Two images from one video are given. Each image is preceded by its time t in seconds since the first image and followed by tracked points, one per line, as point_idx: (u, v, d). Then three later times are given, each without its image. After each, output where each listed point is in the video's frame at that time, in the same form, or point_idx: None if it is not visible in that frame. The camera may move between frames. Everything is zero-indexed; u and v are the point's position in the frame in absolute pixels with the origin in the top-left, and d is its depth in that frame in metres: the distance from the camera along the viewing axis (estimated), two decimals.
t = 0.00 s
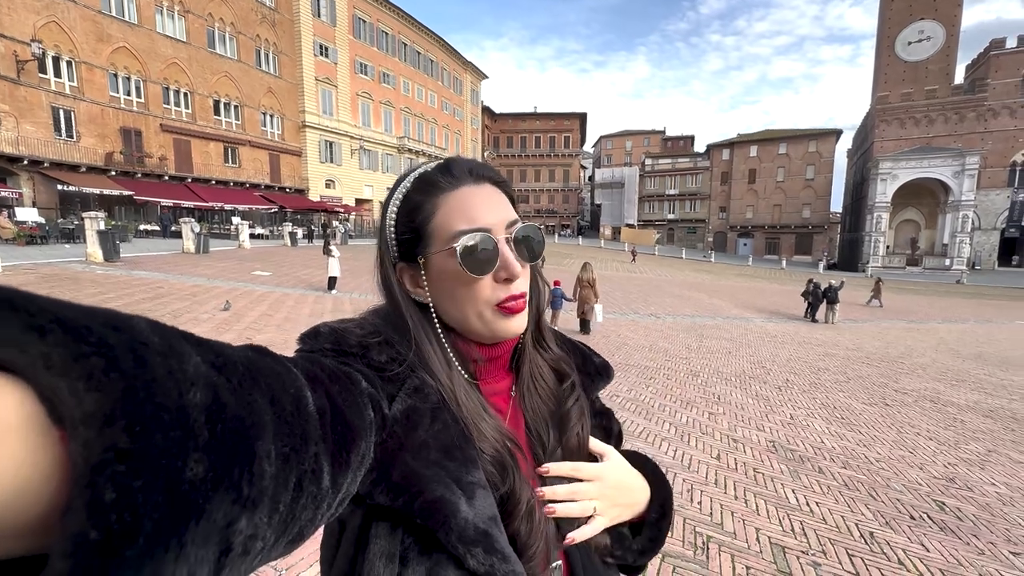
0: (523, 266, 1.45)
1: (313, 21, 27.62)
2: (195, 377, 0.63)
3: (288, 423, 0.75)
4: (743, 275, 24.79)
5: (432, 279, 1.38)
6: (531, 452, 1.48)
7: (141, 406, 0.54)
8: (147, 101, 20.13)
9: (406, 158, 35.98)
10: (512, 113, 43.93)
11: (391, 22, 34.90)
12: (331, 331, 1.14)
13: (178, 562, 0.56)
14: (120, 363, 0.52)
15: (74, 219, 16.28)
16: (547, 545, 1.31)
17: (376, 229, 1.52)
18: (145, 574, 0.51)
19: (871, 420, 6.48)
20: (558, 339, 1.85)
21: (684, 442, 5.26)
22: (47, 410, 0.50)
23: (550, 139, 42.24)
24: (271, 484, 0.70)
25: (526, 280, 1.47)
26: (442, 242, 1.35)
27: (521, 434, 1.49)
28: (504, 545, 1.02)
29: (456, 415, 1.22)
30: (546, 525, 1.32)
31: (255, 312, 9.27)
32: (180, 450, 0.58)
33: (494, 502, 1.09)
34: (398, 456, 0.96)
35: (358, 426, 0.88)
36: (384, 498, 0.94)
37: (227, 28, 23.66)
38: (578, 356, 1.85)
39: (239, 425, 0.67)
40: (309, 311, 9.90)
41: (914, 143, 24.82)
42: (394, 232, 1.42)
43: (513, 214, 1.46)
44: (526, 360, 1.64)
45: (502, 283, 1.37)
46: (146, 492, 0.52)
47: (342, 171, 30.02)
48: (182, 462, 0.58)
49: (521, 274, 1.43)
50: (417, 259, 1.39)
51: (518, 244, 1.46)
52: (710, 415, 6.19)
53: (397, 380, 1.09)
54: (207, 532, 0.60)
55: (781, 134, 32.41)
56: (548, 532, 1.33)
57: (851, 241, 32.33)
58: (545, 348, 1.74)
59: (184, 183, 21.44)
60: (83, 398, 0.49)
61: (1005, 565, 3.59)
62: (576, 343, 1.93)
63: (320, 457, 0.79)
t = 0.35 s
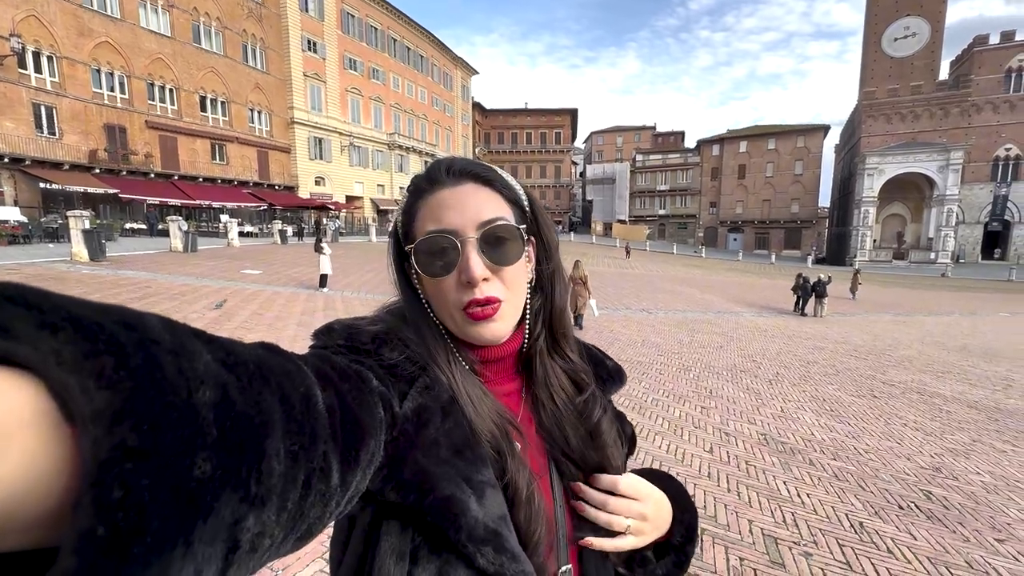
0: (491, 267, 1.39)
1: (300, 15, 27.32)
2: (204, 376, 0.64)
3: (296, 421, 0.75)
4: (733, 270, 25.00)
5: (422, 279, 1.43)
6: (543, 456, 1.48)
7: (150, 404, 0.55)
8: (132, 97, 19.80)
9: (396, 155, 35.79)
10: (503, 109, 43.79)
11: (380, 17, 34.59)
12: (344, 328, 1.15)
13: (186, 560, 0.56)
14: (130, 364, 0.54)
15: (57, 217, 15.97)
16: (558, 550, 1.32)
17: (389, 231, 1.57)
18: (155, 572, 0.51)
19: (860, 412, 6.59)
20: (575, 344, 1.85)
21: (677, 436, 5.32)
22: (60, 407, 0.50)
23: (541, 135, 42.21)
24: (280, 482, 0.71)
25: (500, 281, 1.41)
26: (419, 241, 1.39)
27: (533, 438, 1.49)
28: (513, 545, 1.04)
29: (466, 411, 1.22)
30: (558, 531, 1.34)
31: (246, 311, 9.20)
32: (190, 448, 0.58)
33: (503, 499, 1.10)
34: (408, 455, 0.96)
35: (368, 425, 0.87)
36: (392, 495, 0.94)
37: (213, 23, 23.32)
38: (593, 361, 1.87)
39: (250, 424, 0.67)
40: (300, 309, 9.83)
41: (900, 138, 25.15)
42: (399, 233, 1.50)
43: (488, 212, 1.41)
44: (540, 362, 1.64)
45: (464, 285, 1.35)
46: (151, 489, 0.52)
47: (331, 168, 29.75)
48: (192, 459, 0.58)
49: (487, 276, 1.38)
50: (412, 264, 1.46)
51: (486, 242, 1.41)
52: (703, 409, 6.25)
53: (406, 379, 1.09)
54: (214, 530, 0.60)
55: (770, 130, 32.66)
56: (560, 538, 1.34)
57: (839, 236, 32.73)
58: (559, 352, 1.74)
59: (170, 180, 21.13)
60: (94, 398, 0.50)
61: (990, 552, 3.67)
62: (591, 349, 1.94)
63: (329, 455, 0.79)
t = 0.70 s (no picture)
0: (489, 271, 1.38)
1: (287, 13, 27.05)
2: (199, 381, 0.64)
3: (293, 425, 0.75)
4: (723, 266, 25.18)
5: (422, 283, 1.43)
6: (546, 464, 1.48)
7: (143, 409, 0.54)
8: (115, 96, 19.46)
9: (386, 154, 35.62)
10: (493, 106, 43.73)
11: (368, 15, 34.37)
12: (345, 329, 1.15)
13: (175, 569, 0.55)
14: (124, 368, 0.53)
15: (39, 219, 15.67)
16: (558, 557, 1.33)
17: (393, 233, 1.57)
18: None
19: (847, 405, 6.70)
20: (580, 349, 1.85)
21: (668, 431, 5.37)
22: (50, 413, 0.50)
23: (531, 133, 42.21)
24: (274, 488, 0.70)
25: (499, 286, 1.40)
26: (420, 244, 1.39)
27: (535, 445, 1.49)
28: (512, 552, 1.05)
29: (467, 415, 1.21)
30: (559, 538, 1.35)
31: (235, 312, 9.12)
32: (181, 455, 0.57)
33: (503, 506, 1.10)
34: (406, 459, 0.96)
35: (367, 429, 0.88)
36: (390, 500, 0.94)
37: (198, 20, 23.00)
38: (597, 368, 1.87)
39: (245, 429, 0.67)
40: (290, 310, 9.75)
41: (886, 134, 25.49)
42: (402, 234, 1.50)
43: (487, 217, 1.41)
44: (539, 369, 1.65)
45: (461, 290, 1.35)
46: (141, 497, 0.52)
47: (320, 167, 29.52)
48: (182, 465, 0.58)
49: (485, 282, 1.37)
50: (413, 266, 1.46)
51: (486, 246, 1.40)
52: (694, 405, 6.30)
53: (406, 381, 1.08)
54: (206, 537, 0.60)
55: (758, 126, 32.94)
56: (562, 545, 1.35)
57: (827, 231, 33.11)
58: (562, 358, 1.73)
59: (156, 181, 20.82)
60: (85, 402, 0.50)
61: (973, 540, 3.75)
62: (596, 354, 1.94)
63: (326, 459, 0.79)
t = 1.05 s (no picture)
0: (491, 270, 1.38)
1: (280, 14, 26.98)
2: (199, 379, 0.64)
3: (293, 423, 0.76)
4: (719, 265, 25.27)
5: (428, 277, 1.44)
6: (545, 464, 1.49)
7: (143, 408, 0.55)
8: (107, 98, 19.31)
9: (381, 155, 35.59)
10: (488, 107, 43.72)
11: (362, 15, 34.31)
12: (348, 324, 1.15)
13: (174, 567, 0.55)
14: (123, 367, 0.54)
15: (31, 222, 15.54)
16: (554, 555, 1.34)
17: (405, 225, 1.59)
18: None
19: (841, 402, 6.75)
20: (583, 350, 1.86)
21: (664, 429, 5.39)
22: (52, 411, 0.51)
23: (526, 133, 42.24)
24: (274, 486, 0.71)
25: (500, 285, 1.40)
26: (428, 239, 1.41)
27: (534, 444, 1.50)
28: (511, 550, 1.06)
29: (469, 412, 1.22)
30: (556, 538, 1.36)
31: (230, 314, 9.08)
32: (180, 455, 0.58)
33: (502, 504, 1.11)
34: (407, 456, 0.96)
35: (367, 426, 0.88)
36: (389, 497, 0.94)
37: (190, 22, 22.89)
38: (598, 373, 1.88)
39: (245, 427, 0.68)
40: (285, 312, 9.71)
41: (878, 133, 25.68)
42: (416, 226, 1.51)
43: (496, 215, 1.40)
44: (542, 371, 1.66)
45: (462, 287, 1.36)
46: (140, 496, 0.52)
47: (315, 168, 29.45)
48: (182, 465, 0.58)
49: (486, 280, 1.37)
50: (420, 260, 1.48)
51: (491, 245, 1.40)
52: (689, 403, 6.32)
53: (408, 378, 1.08)
54: (204, 535, 0.60)
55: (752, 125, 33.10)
56: (560, 544, 1.36)
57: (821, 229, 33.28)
58: (566, 360, 1.73)
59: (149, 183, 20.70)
60: (84, 401, 0.50)
61: (965, 534, 3.79)
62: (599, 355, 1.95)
63: (326, 458, 0.79)
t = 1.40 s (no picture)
0: (502, 272, 1.40)
1: (282, 17, 27.11)
2: (210, 368, 0.64)
3: (302, 413, 0.76)
4: (721, 266, 25.22)
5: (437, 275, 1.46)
6: (549, 455, 1.50)
7: (155, 395, 0.56)
8: (110, 102, 19.41)
9: (383, 157, 35.72)
10: (489, 109, 43.80)
11: (363, 19, 34.47)
12: (355, 315, 1.16)
13: (188, 552, 0.56)
14: (136, 356, 0.55)
15: (35, 226, 15.63)
16: (557, 545, 1.35)
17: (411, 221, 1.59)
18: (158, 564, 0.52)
19: (844, 402, 6.73)
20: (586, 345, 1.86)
21: (667, 429, 5.39)
22: (68, 397, 0.52)
23: (528, 135, 42.31)
24: (283, 474, 0.71)
25: (511, 286, 1.42)
26: (437, 239, 1.42)
27: (538, 436, 1.51)
28: (515, 540, 1.07)
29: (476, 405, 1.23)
30: (559, 528, 1.37)
31: (231, 316, 9.09)
32: (191, 443, 0.58)
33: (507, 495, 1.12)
34: (413, 445, 0.97)
35: (374, 416, 0.88)
36: (397, 485, 0.95)
37: (193, 25, 23.03)
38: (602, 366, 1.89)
39: (254, 414, 0.68)
40: (287, 314, 9.71)
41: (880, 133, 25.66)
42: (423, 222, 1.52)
43: (503, 216, 1.41)
44: (548, 362, 1.67)
45: (474, 289, 1.37)
46: (149, 479, 0.53)
47: (317, 171, 29.54)
48: (194, 451, 0.59)
49: (497, 282, 1.39)
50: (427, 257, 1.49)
51: (500, 246, 1.42)
52: (692, 403, 6.31)
53: (414, 369, 1.09)
54: (216, 521, 0.61)
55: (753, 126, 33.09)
56: (560, 536, 1.36)
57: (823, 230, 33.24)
58: (571, 353, 1.74)
59: (152, 186, 20.81)
60: (98, 388, 0.51)
61: (968, 533, 3.78)
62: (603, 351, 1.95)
63: (334, 447, 0.80)
